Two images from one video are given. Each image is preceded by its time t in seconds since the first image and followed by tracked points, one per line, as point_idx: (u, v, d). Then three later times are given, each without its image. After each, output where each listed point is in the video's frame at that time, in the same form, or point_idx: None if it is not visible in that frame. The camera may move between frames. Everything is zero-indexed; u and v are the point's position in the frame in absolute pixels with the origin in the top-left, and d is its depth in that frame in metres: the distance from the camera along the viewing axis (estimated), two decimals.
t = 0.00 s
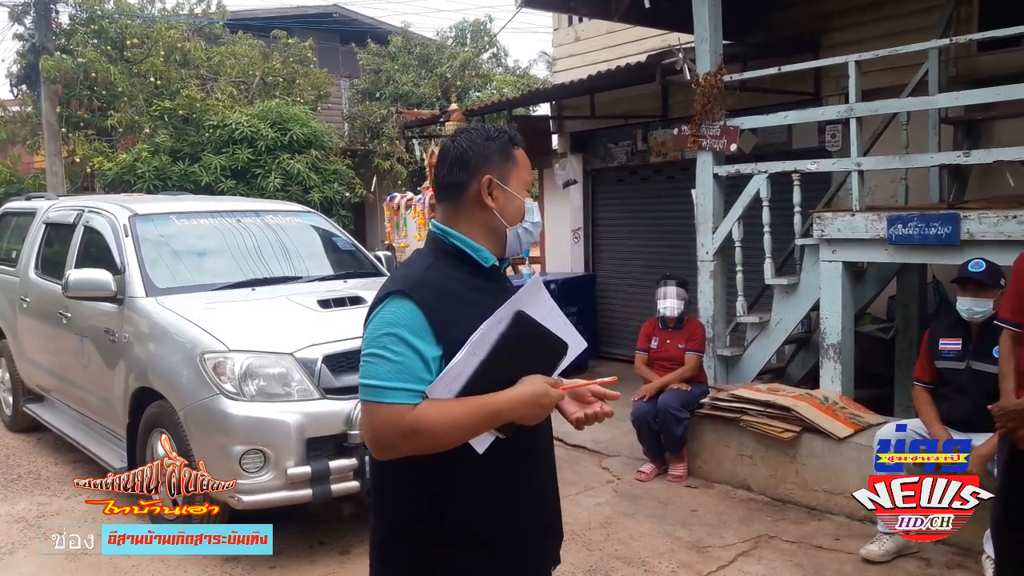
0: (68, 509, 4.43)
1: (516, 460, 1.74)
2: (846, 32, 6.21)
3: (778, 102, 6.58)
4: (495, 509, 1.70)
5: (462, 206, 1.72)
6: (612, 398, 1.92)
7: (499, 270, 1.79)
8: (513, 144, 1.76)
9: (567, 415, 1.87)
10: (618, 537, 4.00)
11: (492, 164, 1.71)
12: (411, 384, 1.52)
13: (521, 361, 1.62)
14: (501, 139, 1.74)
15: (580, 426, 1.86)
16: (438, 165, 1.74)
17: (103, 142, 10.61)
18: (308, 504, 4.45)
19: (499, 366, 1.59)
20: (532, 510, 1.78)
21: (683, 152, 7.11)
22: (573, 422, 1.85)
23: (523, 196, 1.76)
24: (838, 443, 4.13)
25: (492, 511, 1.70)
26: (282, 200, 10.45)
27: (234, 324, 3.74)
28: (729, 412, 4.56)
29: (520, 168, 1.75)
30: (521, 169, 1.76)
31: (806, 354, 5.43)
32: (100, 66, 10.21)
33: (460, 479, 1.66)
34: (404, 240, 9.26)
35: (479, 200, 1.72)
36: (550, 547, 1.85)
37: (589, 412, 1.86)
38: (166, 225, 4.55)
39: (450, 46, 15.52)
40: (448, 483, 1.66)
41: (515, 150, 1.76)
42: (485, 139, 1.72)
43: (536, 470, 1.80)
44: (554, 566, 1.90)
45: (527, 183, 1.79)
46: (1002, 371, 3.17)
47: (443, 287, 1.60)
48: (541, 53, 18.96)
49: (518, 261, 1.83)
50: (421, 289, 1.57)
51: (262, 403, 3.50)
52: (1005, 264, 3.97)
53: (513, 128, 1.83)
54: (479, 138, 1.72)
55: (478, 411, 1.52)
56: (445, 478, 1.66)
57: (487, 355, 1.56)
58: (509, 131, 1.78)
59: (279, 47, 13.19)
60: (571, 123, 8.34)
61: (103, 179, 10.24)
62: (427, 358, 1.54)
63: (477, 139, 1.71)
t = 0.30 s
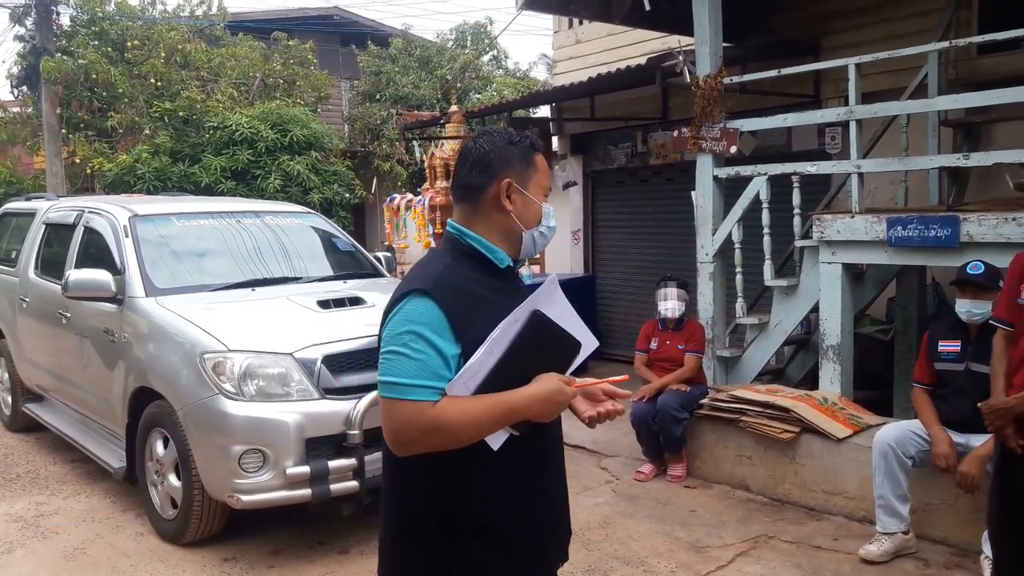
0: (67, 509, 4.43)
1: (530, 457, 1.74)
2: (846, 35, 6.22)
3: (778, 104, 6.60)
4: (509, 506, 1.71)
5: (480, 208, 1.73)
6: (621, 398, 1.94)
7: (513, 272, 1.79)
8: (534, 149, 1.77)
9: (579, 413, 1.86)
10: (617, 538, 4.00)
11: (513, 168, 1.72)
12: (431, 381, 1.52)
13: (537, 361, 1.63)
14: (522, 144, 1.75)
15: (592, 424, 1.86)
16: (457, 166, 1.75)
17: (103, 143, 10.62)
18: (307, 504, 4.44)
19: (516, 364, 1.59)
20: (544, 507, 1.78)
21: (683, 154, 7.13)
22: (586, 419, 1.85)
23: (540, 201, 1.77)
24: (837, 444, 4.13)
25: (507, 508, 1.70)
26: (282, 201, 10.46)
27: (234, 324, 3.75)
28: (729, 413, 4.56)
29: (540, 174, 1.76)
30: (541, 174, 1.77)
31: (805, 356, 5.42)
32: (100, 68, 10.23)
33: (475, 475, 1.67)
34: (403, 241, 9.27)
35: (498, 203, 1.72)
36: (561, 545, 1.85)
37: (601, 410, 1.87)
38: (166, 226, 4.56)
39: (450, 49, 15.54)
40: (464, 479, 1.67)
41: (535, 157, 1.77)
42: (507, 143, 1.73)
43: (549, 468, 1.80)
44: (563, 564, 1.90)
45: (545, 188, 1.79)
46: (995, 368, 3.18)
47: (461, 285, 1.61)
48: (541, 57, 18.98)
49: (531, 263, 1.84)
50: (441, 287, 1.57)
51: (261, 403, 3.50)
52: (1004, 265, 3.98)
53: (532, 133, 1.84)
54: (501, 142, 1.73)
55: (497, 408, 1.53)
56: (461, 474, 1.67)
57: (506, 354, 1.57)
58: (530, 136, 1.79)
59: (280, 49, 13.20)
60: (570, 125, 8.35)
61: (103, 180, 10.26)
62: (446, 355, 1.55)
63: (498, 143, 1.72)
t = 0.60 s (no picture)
0: (55, 512, 4.40)
1: (517, 457, 1.74)
2: (836, 38, 6.25)
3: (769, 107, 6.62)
4: (497, 507, 1.70)
5: (470, 209, 1.72)
6: (615, 400, 1.94)
7: (503, 272, 1.79)
8: (527, 151, 1.77)
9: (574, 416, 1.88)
10: (607, 541, 4.00)
11: (504, 170, 1.71)
12: (418, 382, 1.51)
13: (525, 361, 1.63)
14: (515, 146, 1.74)
15: (585, 427, 1.87)
16: (450, 167, 1.75)
17: (92, 144, 10.56)
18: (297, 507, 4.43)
19: (504, 364, 1.59)
20: (532, 508, 1.78)
21: (673, 157, 7.15)
22: (578, 423, 1.87)
23: (532, 203, 1.76)
24: (827, 446, 4.14)
25: (494, 508, 1.70)
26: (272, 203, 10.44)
27: (224, 326, 3.73)
28: (719, 416, 4.57)
29: (533, 176, 1.76)
30: (533, 176, 1.76)
31: (795, 358, 5.44)
32: (89, 68, 10.16)
33: (463, 475, 1.67)
34: (394, 243, 9.25)
35: (488, 205, 1.71)
36: (549, 546, 1.85)
37: (594, 413, 1.87)
38: (156, 227, 4.54)
39: (442, 50, 15.54)
40: (451, 480, 1.66)
41: (528, 158, 1.76)
42: (499, 145, 1.73)
43: (537, 469, 1.80)
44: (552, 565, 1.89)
45: (537, 190, 1.79)
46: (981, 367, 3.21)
47: (450, 286, 1.60)
48: (533, 58, 19.00)
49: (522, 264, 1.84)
50: (429, 287, 1.57)
51: (251, 406, 3.49)
52: (993, 269, 4.00)
53: (526, 135, 1.83)
54: (494, 144, 1.73)
55: (485, 408, 1.53)
56: (448, 474, 1.66)
57: (493, 355, 1.56)
58: (524, 138, 1.78)
59: (271, 50, 13.16)
60: (562, 127, 8.36)
61: (92, 180, 10.21)
62: (433, 356, 1.54)
63: (490, 144, 1.72)
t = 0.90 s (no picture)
0: (54, 512, 4.39)
1: (503, 461, 1.73)
2: (835, 41, 6.26)
3: (768, 110, 6.63)
4: (481, 511, 1.69)
5: (454, 211, 1.72)
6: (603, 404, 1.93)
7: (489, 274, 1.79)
8: (514, 153, 1.76)
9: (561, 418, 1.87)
10: (608, 543, 4.00)
11: (489, 173, 1.71)
12: (397, 387, 1.52)
13: (508, 364, 1.62)
14: (501, 148, 1.73)
15: (572, 430, 1.86)
16: (435, 169, 1.75)
17: (91, 144, 10.55)
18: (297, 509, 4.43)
19: (486, 369, 1.58)
20: (518, 512, 1.77)
21: (673, 159, 7.16)
22: (565, 425, 1.85)
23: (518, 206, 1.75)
24: (826, 449, 4.15)
25: (479, 512, 1.69)
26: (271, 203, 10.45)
27: (224, 326, 3.73)
28: (719, 418, 4.58)
29: (518, 179, 1.75)
30: (519, 179, 1.76)
31: (794, 361, 5.45)
32: (89, 68, 10.16)
33: (447, 479, 1.66)
34: (394, 244, 9.25)
35: (471, 208, 1.71)
36: (536, 550, 1.84)
37: (581, 417, 1.86)
38: (156, 227, 4.54)
39: (441, 51, 15.56)
40: (434, 485, 1.66)
41: (515, 161, 1.75)
42: (485, 147, 1.72)
43: (524, 473, 1.79)
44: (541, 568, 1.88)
45: (524, 193, 1.77)
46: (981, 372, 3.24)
47: (432, 289, 1.60)
48: (532, 60, 19.02)
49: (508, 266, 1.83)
50: (409, 291, 1.57)
51: (251, 406, 3.49)
52: (992, 272, 4.01)
53: (515, 136, 1.82)
54: (479, 146, 1.72)
55: (464, 413, 1.52)
56: (433, 479, 1.66)
57: (474, 359, 1.56)
58: (511, 140, 1.77)
59: (270, 50, 13.16)
60: (561, 129, 8.37)
61: (91, 181, 10.21)
62: (413, 360, 1.54)
63: (475, 147, 1.71)
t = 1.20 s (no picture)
0: (56, 513, 4.40)
1: (487, 464, 1.72)
2: (836, 42, 6.27)
3: (769, 111, 6.64)
4: (464, 513, 1.69)
5: (429, 213, 1.73)
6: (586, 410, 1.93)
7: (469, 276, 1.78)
8: (485, 151, 1.76)
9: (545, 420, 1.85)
10: (609, 543, 4.01)
11: (460, 173, 1.71)
12: (371, 394, 1.51)
13: (486, 366, 1.62)
14: (471, 146, 1.73)
15: (555, 433, 1.83)
16: (408, 172, 1.75)
17: (92, 144, 10.55)
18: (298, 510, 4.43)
19: (462, 373, 1.58)
20: (505, 514, 1.76)
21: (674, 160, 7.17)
22: (549, 428, 1.82)
23: (493, 204, 1.75)
24: (827, 450, 4.15)
25: (462, 515, 1.68)
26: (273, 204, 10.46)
27: (226, 327, 3.73)
28: (719, 419, 4.58)
29: (490, 177, 1.75)
30: (492, 177, 1.75)
31: (795, 362, 5.45)
32: (90, 68, 10.16)
33: (429, 482, 1.66)
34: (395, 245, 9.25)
35: (445, 209, 1.72)
36: (526, 552, 1.83)
37: (564, 420, 1.84)
38: (157, 228, 4.54)
39: (442, 52, 15.58)
40: (416, 487, 1.66)
41: (486, 158, 1.75)
42: (455, 147, 1.72)
43: (510, 475, 1.78)
44: (532, 570, 1.88)
45: (499, 191, 1.77)
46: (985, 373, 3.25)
47: (406, 294, 1.60)
48: (533, 61, 19.05)
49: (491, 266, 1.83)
50: (382, 296, 1.57)
51: (253, 406, 3.49)
52: (992, 273, 4.01)
53: (490, 134, 1.82)
54: (449, 146, 1.72)
55: (439, 419, 1.52)
56: (417, 480, 1.66)
57: (450, 363, 1.56)
58: (482, 137, 1.77)
59: (271, 51, 13.17)
60: (562, 130, 8.37)
61: (93, 181, 10.22)
62: (387, 367, 1.54)
63: (444, 147, 1.72)
